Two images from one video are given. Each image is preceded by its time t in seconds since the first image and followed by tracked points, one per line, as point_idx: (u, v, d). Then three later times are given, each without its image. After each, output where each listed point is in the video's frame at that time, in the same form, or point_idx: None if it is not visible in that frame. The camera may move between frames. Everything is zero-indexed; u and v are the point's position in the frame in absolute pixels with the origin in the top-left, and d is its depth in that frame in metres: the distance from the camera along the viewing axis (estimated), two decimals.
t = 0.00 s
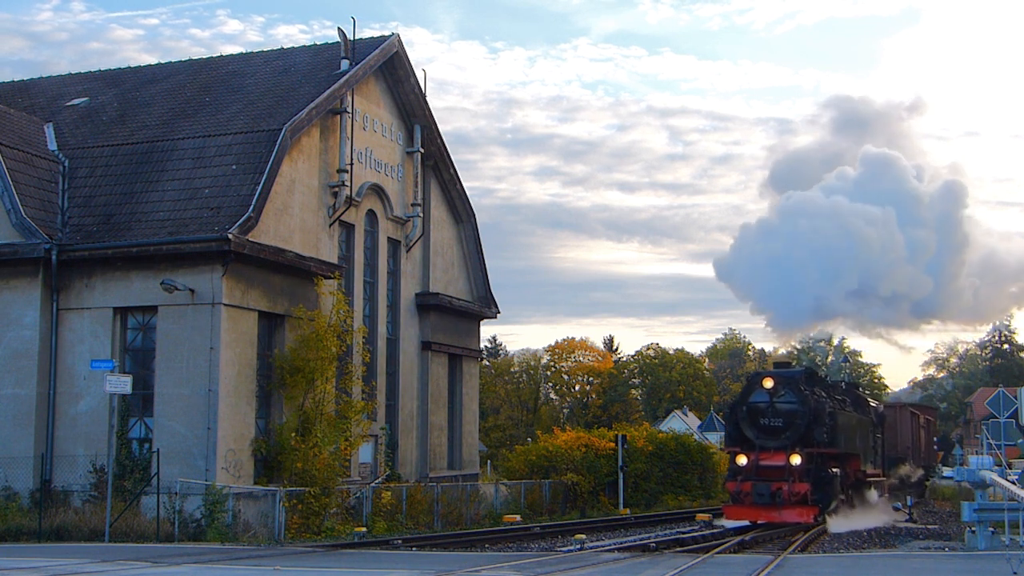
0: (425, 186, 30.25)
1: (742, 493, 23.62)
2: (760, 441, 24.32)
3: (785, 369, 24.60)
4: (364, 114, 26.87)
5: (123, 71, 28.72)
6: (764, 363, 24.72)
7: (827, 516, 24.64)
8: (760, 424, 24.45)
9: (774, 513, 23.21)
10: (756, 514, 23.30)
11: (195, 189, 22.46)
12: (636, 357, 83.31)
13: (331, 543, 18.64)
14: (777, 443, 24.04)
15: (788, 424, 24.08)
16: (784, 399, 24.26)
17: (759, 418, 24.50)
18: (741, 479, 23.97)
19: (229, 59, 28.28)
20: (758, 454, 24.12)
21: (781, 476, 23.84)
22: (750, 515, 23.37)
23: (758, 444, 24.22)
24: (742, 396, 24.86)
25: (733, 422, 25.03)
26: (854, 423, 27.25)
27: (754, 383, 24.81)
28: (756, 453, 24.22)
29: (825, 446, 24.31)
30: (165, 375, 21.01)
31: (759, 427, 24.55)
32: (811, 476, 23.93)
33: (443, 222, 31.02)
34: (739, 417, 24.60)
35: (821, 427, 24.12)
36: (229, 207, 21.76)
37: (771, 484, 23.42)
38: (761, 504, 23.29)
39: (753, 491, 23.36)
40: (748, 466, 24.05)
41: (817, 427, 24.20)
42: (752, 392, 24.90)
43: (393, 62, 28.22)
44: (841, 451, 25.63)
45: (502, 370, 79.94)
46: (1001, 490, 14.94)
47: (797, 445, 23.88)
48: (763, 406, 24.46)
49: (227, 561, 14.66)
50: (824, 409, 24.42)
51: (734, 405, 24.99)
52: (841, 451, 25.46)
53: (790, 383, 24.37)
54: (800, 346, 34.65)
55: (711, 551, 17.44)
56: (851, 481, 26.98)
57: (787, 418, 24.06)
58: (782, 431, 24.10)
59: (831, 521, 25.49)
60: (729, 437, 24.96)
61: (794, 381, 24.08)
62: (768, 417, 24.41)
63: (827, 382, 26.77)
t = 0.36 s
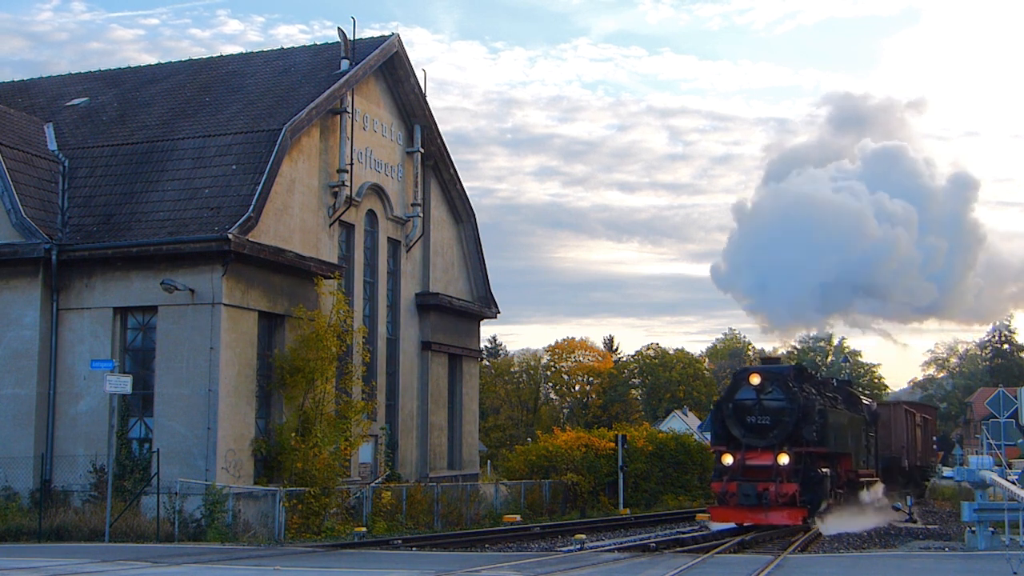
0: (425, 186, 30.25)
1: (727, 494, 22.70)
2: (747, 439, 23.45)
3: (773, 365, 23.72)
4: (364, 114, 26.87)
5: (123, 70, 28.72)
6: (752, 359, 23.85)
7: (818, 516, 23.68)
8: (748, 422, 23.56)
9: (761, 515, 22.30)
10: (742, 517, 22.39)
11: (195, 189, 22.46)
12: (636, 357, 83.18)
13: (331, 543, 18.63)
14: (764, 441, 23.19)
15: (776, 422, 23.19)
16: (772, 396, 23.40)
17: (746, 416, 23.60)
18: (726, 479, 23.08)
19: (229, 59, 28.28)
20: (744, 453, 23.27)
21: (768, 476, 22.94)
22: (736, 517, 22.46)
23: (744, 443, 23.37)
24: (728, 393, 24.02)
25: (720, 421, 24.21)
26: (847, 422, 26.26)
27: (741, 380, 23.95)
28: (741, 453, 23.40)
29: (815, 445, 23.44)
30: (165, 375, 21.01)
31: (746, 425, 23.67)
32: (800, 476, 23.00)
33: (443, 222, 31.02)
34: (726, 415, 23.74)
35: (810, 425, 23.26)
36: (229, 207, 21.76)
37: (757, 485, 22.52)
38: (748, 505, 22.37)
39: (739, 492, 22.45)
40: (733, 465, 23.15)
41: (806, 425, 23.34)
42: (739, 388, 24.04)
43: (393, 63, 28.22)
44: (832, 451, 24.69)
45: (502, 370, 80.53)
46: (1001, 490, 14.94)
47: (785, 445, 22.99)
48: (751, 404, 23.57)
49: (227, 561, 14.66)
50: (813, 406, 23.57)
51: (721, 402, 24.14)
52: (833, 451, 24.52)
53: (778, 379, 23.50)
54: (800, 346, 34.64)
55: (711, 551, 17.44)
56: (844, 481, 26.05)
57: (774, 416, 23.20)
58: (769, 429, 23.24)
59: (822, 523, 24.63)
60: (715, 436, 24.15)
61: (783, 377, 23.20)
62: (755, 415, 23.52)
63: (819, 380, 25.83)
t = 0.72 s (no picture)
0: (425, 186, 30.25)
1: (711, 495, 21.35)
2: (732, 439, 22.11)
3: (759, 361, 22.47)
4: (364, 114, 26.87)
5: (123, 71, 28.72)
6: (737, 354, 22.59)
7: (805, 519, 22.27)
8: (733, 421, 22.21)
9: (746, 518, 20.92)
10: (726, 519, 21.04)
11: (195, 189, 22.46)
12: (636, 357, 83.17)
13: (331, 543, 18.63)
14: (750, 440, 21.86)
15: (762, 420, 21.86)
16: (757, 393, 22.12)
17: (732, 414, 22.26)
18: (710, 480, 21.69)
19: (229, 59, 28.28)
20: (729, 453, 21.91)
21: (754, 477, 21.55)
22: (720, 520, 21.13)
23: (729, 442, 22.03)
24: (713, 390, 22.71)
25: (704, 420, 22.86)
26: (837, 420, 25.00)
27: (726, 376, 22.67)
28: (726, 453, 22.00)
29: (804, 444, 22.12)
30: (165, 375, 21.01)
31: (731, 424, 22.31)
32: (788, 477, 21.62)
33: (443, 222, 31.02)
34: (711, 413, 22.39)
35: (797, 423, 21.96)
36: (229, 207, 21.76)
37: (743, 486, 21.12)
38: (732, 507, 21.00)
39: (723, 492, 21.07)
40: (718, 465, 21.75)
41: (793, 423, 22.05)
42: (724, 385, 22.77)
43: (393, 63, 28.22)
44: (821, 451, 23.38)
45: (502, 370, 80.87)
46: (1001, 490, 14.94)
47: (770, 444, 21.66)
48: (736, 401, 22.24)
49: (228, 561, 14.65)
50: (801, 404, 22.31)
51: (704, 399, 22.82)
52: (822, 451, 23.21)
53: (764, 375, 22.26)
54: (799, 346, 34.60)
55: (711, 551, 17.45)
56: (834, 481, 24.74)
57: (760, 414, 21.87)
58: (755, 428, 21.89)
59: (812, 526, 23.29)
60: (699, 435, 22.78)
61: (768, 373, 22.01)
62: (741, 413, 22.17)
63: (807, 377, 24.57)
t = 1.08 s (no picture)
0: (425, 186, 30.25)
1: (694, 496, 20.14)
2: (716, 437, 20.85)
3: (745, 356, 21.29)
4: (364, 114, 26.87)
5: (123, 71, 28.73)
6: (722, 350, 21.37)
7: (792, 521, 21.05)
8: (717, 419, 20.93)
9: (731, 520, 19.70)
10: (709, 521, 19.82)
11: (195, 189, 22.47)
12: (636, 357, 83.19)
13: (331, 543, 18.63)
14: (735, 439, 20.62)
15: (747, 418, 20.63)
16: (743, 389, 20.91)
17: (715, 411, 20.97)
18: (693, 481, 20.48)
19: (229, 59, 28.28)
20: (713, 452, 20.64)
21: (739, 477, 20.35)
22: (703, 523, 19.90)
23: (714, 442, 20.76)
24: (696, 387, 21.42)
25: (686, 417, 21.58)
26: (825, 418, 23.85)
27: (710, 372, 21.42)
28: (710, 452, 20.73)
29: (790, 443, 20.99)
30: (165, 375, 21.01)
31: (715, 422, 21.02)
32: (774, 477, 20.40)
33: (443, 222, 31.02)
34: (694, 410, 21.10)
35: (784, 421, 20.85)
36: (229, 207, 21.76)
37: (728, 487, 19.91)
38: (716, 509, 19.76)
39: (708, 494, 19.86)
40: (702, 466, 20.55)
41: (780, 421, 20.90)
42: (708, 381, 21.45)
43: (393, 62, 28.22)
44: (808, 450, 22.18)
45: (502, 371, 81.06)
46: (1001, 490, 14.94)
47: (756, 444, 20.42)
48: (721, 398, 20.97)
49: (228, 561, 14.65)
50: (787, 401, 21.19)
51: (687, 397, 21.52)
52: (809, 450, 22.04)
53: (750, 371, 21.08)
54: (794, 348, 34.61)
55: (711, 551, 17.46)
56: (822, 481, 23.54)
57: (746, 411, 20.64)
58: (740, 426, 20.65)
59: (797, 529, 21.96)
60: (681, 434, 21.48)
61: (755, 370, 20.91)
62: (726, 411, 20.90)
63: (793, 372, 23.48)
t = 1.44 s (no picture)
0: (425, 186, 30.24)
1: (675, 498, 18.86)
2: (698, 436, 19.57)
3: (729, 350, 20.04)
4: (364, 114, 26.87)
5: (123, 71, 28.73)
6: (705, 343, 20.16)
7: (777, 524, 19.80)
8: (700, 417, 19.66)
9: (713, 522, 18.53)
10: (691, 524, 18.59)
11: (195, 189, 22.47)
12: (636, 356, 83.20)
13: (331, 543, 18.63)
14: (718, 438, 19.34)
15: (731, 416, 19.36)
16: (727, 385, 19.67)
17: (698, 409, 19.69)
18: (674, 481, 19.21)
19: (229, 59, 28.28)
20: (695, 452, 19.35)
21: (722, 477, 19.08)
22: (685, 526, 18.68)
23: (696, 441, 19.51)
24: (678, 384, 20.17)
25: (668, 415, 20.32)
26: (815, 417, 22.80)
27: (692, 367, 20.20)
28: (693, 451, 19.44)
29: (778, 442, 19.67)
30: (165, 375, 21.00)
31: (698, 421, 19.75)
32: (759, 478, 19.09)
33: (443, 222, 31.02)
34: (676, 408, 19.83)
35: (770, 419, 19.55)
36: (229, 207, 21.76)
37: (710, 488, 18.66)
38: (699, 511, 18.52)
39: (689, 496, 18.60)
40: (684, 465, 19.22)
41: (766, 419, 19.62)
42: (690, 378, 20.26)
43: (393, 62, 28.22)
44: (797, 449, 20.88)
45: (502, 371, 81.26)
46: (1001, 490, 14.93)
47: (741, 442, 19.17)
48: (704, 395, 19.70)
49: (228, 561, 14.65)
50: (774, 398, 19.94)
51: (669, 394, 20.28)
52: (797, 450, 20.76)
53: (734, 366, 19.83)
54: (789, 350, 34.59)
55: (711, 551, 17.47)
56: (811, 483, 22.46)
57: (730, 408, 19.38)
58: (724, 424, 19.39)
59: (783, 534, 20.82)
60: (662, 432, 20.22)
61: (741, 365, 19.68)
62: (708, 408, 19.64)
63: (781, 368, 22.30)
